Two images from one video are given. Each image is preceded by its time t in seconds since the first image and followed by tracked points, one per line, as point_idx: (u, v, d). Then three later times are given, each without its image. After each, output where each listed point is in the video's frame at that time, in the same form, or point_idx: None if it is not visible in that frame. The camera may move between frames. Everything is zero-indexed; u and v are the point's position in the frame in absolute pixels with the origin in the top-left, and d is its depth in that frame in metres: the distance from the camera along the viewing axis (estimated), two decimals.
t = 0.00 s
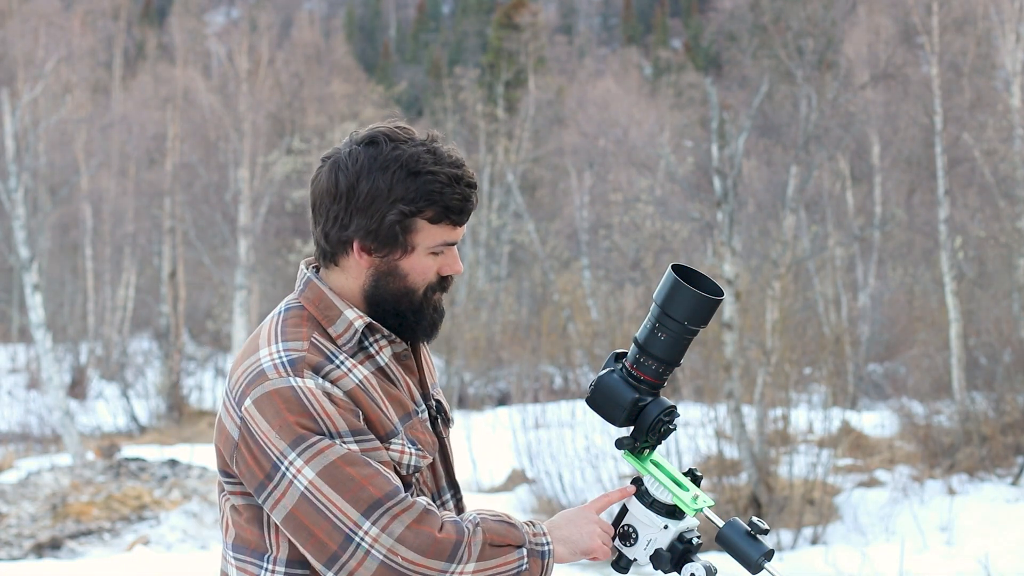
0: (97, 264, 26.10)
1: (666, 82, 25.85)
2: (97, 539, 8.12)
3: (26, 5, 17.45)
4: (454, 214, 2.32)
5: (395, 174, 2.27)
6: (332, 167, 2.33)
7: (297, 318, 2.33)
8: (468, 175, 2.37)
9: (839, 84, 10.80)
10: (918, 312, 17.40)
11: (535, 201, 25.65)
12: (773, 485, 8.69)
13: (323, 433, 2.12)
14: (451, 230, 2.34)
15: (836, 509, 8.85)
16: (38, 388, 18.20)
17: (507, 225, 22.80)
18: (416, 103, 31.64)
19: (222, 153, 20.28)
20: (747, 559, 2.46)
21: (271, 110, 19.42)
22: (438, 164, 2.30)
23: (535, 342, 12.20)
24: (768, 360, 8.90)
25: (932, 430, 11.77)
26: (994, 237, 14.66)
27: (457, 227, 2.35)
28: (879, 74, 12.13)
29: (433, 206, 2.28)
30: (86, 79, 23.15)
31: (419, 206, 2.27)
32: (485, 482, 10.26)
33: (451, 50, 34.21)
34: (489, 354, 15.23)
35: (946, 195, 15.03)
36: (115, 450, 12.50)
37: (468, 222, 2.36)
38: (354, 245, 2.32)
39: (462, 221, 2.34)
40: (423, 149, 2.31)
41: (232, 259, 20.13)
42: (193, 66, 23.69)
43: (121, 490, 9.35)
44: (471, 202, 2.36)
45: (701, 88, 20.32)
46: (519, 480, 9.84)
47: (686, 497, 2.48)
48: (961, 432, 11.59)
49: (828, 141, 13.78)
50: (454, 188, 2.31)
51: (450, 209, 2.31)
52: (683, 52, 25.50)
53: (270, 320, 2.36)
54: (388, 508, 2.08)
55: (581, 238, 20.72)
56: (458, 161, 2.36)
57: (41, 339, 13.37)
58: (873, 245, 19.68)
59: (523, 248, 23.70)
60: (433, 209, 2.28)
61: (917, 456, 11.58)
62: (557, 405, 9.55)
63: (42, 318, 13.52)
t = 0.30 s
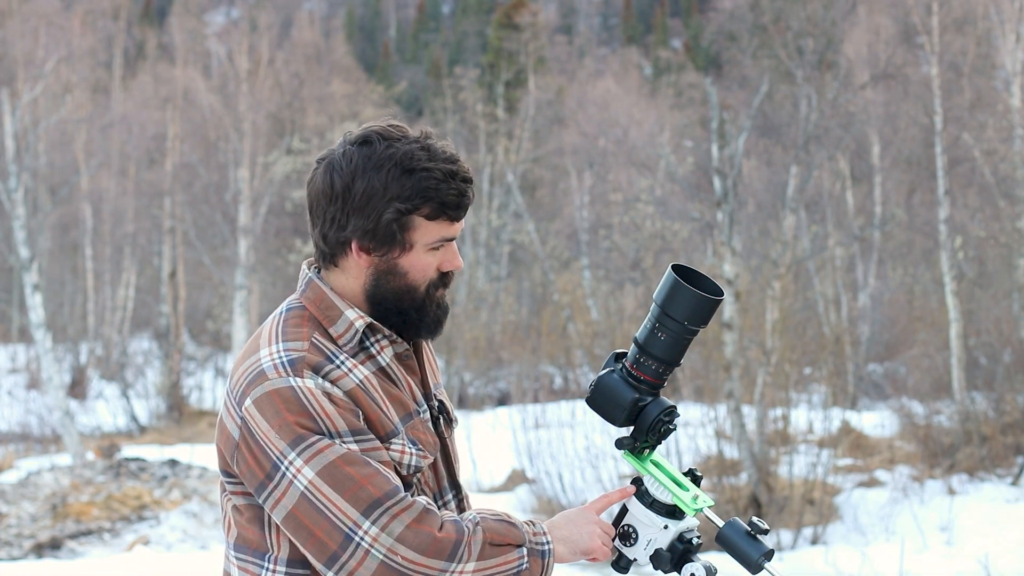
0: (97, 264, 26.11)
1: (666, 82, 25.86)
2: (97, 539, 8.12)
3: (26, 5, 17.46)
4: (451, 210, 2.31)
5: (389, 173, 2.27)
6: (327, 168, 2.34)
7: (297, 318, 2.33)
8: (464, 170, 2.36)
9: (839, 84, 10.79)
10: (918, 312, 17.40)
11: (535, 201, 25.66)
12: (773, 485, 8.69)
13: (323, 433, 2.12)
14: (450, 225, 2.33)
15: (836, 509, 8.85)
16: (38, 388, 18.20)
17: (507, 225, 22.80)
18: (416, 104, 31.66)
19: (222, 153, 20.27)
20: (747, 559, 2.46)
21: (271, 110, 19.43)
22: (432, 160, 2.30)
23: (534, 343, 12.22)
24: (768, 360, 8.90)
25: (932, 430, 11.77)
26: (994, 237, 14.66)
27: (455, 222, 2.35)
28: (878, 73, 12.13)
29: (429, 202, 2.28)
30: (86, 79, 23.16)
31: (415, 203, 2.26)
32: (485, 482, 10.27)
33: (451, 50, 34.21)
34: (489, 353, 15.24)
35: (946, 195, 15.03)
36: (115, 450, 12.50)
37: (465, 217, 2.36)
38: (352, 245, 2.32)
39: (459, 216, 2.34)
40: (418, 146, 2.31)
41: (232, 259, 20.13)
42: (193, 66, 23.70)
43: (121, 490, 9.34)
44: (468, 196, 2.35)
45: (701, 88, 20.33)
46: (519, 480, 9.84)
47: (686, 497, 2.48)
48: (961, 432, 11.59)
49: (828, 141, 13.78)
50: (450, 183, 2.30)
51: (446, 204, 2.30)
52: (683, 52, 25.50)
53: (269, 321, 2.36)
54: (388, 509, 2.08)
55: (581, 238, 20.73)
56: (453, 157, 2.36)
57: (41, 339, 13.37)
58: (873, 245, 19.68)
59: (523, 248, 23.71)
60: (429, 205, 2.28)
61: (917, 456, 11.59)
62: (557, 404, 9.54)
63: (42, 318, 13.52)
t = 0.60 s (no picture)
0: (97, 264, 26.12)
1: (666, 82, 25.87)
2: (97, 539, 8.12)
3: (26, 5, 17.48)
4: (440, 198, 2.30)
5: (376, 165, 2.26)
6: (315, 167, 2.35)
7: (296, 317, 2.33)
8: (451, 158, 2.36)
9: (839, 84, 10.80)
10: (918, 312, 17.41)
11: (535, 201, 25.68)
12: (773, 485, 8.70)
13: (322, 430, 2.10)
14: (440, 215, 2.32)
15: (836, 509, 8.84)
16: (38, 388, 18.20)
17: (507, 225, 22.80)
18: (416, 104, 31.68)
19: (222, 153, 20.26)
20: (746, 559, 2.46)
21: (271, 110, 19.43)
22: (418, 150, 2.29)
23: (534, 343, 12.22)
24: (768, 360, 8.89)
25: (932, 430, 11.77)
26: (994, 237, 14.65)
27: (446, 210, 2.33)
28: (878, 73, 12.13)
29: (418, 191, 2.27)
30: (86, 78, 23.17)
31: (403, 193, 2.26)
32: (485, 482, 10.28)
33: (451, 50, 34.24)
34: (489, 353, 15.27)
35: (946, 195, 15.03)
36: (115, 450, 12.50)
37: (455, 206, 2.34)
38: (345, 241, 2.32)
39: (449, 205, 2.33)
40: (403, 137, 2.30)
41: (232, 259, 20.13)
42: (193, 66, 23.71)
43: (121, 490, 9.35)
44: (456, 185, 2.34)
45: (701, 88, 20.33)
46: (519, 480, 9.85)
47: (686, 497, 2.48)
48: (961, 432, 11.60)
49: (828, 141, 13.78)
50: (438, 172, 2.30)
51: (434, 193, 2.29)
52: (684, 52, 25.51)
53: (268, 321, 2.36)
54: (385, 504, 2.06)
55: (581, 238, 20.74)
56: (440, 147, 2.35)
57: (41, 339, 13.38)
58: (873, 245, 19.69)
59: (523, 247, 23.71)
60: (418, 195, 2.27)
61: (917, 456, 11.59)
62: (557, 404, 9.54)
63: (42, 318, 13.52)
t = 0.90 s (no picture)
0: (97, 263, 26.13)
1: (666, 82, 25.86)
2: (97, 540, 8.12)
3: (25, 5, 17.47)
4: (427, 180, 2.28)
5: (360, 152, 2.26)
6: (302, 161, 2.36)
7: (295, 312, 2.31)
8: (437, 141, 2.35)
9: (839, 84, 10.80)
10: (918, 312, 17.42)
11: (535, 201, 25.69)
12: (773, 485, 8.70)
13: (332, 403, 2.01)
14: (428, 198, 2.30)
15: (836, 509, 8.84)
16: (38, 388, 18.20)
17: (507, 225, 22.80)
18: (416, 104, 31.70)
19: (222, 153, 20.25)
20: (747, 559, 2.45)
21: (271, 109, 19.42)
22: (401, 134, 2.29)
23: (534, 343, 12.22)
24: (768, 360, 8.89)
25: (932, 430, 11.77)
26: (994, 237, 14.65)
27: (434, 193, 2.31)
28: (878, 73, 12.13)
29: (402, 173, 2.25)
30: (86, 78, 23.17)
31: (388, 176, 2.24)
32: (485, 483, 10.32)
33: (451, 50, 34.26)
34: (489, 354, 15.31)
35: (946, 195, 15.03)
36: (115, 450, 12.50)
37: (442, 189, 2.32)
38: (335, 230, 2.31)
39: (438, 187, 2.31)
40: (387, 125, 2.30)
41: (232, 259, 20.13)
42: (193, 66, 23.73)
43: (121, 490, 9.34)
44: (442, 169, 2.32)
45: (701, 87, 20.33)
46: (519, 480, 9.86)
47: (686, 497, 2.48)
48: (961, 432, 11.60)
49: (828, 141, 13.77)
50: (424, 154, 2.28)
51: (419, 174, 2.27)
52: (684, 52, 25.52)
53: (267, 319, 2.33)
54: (404, 460, 1.92)
55: (581, 238, 20.74)
56: (424, 133, 2.35)
57: (41, 339, 13.38)
58: (873, 245, 19.70)
59: (523, 247, 23.72)
60: (405, 177, 2.25)
61: (917, 456, 11.59)
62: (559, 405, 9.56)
63: (42, 318, 13.52)
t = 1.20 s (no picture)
0: (97, 263, 26.14)
1: (666, 82, 25.86)
2: (97, 539, 8.12)
3: (26, 5, 17.49)
4: (424, 176, 2.27)
5: (369, 138, 2.34)
6: (329, 150, 2.49)
7: (305, 303, 2.31)
8: (447, 148, 2.34)
9: (839, 84, 10.80)
10: (918, 312, 17.43)
11: (535, 201, 25.71)
12: (773, 485, 8.70)
13: (348, 385, 2.05)
14: (423, 193, 2.27)
15: (836, 509, 8.84)
16: (38, 388, 18.20)
17: (507, 225, 22.81)
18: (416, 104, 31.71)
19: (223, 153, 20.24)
20: (746, 559, 2.46)
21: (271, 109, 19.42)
22: (414, 130, 2.34)
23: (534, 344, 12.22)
24: (768, 359, 8.89)
25: (932, 430, 11.77)
26: (994, 237, 14.64)
27: (436, 194, 2.29)
28: (878, 73, 12.12)
29: (395, 160, 2.27)
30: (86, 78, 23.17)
31: (382, 161, 2.28)
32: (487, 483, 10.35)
33: (451, 50, 34.27)
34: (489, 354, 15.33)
35: (946, 195, 15.04)
36: (115, 450, 12.50)
37: (445, 188, 2.29)
38: (333, 209, 2.38)
39: (437, 187, 2.28)
40: (404, 122, 2.37)
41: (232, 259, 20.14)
42: (193, 66, 23.73)
43: (121, 490, 9.34)
44: (445, 170, 2.30)
45: (701, 87, 20.33)
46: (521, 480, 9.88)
47: (686, 497, 2.48)
48: (961, 432, 11.60)
49: (828, 141, 13.77)
50: (422, 149, 2.29)
51: (414, 166, 2.27)
52: (684, 52, 25.52)
53: (277, 310, 2.33)
54: (423, 437, 1.98)
55: (581, 238, 20.74)
56: (446, 140, 2.38)
57: (41, 339, 13.39)
58: (873, 246, 19.71)
59: (523, 247, 23.72)
60: (396, 163, 2.27)
61: (917, 456, 11.58)
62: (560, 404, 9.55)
63: (42, 318, 13.52)
